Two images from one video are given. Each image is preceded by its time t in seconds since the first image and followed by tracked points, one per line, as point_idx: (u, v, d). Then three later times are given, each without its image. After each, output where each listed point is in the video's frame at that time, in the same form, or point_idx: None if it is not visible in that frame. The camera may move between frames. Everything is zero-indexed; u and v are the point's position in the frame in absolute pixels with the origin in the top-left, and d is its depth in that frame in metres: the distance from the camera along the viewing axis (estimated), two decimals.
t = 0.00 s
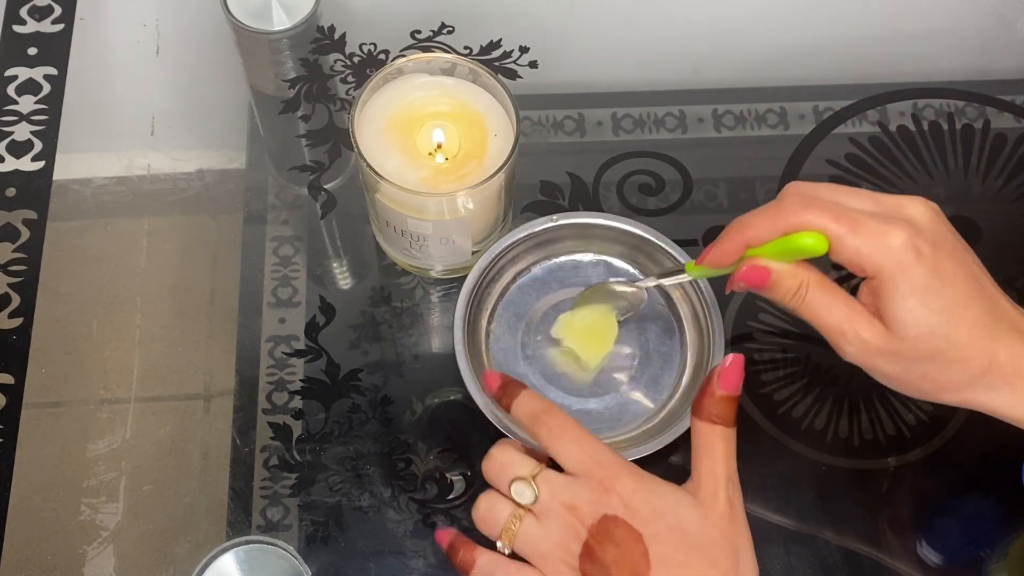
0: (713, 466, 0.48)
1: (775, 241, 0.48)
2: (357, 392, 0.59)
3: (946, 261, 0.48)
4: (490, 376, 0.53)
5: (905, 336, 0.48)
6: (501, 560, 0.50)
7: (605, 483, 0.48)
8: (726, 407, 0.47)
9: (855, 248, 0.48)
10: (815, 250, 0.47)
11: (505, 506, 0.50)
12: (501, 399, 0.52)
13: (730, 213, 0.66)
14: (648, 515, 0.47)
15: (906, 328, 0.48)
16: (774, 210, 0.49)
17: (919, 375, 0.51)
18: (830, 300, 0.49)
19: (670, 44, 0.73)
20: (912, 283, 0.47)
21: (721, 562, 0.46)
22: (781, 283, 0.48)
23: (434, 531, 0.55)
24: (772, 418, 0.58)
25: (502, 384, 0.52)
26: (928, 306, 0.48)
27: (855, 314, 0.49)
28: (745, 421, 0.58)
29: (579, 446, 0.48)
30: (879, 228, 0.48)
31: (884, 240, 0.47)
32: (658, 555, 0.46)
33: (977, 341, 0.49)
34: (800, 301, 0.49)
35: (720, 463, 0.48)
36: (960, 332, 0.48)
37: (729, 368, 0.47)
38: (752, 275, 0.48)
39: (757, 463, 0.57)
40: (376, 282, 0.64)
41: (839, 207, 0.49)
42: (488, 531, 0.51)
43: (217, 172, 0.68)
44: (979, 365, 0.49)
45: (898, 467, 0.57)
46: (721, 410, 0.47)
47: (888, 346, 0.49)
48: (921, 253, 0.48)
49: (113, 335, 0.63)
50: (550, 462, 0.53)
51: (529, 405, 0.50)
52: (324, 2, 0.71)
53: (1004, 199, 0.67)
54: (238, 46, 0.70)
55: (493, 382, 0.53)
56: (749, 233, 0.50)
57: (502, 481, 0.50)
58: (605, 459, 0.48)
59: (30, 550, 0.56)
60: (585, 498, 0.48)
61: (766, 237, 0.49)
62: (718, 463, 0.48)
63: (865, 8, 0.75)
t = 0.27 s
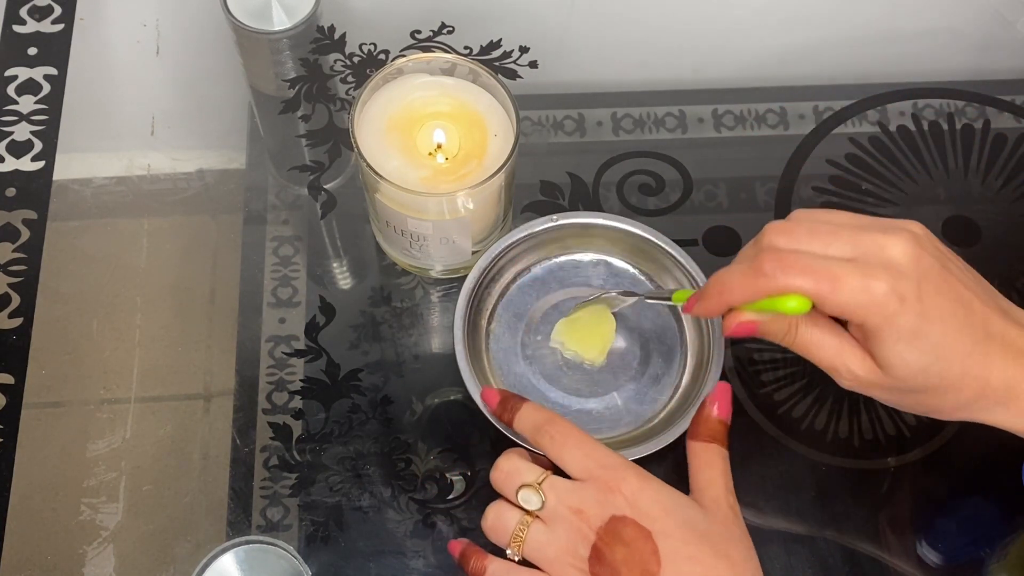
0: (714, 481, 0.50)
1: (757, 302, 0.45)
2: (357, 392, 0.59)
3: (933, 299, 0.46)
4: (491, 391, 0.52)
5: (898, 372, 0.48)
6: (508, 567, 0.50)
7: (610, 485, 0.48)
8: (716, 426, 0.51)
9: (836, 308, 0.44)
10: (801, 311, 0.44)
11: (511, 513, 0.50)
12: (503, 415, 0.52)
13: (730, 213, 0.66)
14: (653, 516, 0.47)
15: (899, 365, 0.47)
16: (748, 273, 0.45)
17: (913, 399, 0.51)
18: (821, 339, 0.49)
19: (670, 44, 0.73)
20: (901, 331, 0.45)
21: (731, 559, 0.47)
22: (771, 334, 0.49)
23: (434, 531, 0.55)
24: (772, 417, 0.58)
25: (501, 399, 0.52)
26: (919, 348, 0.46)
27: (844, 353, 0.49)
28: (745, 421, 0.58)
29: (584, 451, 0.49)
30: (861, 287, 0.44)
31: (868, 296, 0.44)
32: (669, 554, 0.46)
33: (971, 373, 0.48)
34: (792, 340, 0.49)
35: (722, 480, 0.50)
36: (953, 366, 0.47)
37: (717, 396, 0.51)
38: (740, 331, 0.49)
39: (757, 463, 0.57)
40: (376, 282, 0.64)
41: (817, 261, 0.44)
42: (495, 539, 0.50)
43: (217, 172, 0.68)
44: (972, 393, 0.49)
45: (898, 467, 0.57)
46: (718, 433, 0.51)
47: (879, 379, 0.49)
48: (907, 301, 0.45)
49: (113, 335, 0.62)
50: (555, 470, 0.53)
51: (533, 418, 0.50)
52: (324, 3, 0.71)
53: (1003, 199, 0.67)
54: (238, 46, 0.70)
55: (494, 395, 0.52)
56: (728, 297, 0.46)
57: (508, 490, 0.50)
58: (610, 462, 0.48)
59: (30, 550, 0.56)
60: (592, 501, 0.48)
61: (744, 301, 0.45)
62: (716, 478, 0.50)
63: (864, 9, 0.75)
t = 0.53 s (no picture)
0: (712, 481, 0.49)
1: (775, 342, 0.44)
2: (357, 392, 0.59)
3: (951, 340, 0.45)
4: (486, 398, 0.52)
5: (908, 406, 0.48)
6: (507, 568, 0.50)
7: (608, 484, 0.48)
8: (702, 431, 0.51)
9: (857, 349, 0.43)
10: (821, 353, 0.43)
11: (510, 514, 0.50)
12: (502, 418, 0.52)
13: (730, 213, 0.66)
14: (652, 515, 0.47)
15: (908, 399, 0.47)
16: (768, 312, 0.43)
17: (922, 427, 0.51)
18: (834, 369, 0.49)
19: (670, 44, 0.73)
20: (917, 370, 0.45)
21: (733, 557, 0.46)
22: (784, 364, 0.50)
23: (434, 531, 0.55)
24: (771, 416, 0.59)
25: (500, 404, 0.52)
26: (931, 385, 0.46)
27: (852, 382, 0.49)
28: (745, 421, 0.58)
29: (582, 453, 0.49)
30: (883, 329, 0.43)
31: (891, 339, 0.43)
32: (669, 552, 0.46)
33: (981, 407, 0.48)
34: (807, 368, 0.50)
35: (717, 480, 0.50)
36: (964, 401, 0.47)
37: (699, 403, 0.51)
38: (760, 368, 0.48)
39: (756, 464, 0.57)
40: (376, 282, 0.64)
41: (839, 302, 0.43)
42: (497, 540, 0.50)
43: (217, 172, 0.68)
44: (980, 425, 0.49)
45: (898, 467, 0.57)
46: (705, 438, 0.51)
47: (889, 410, 0.49)
48: (927, 344, 0.44)
49: (113, 335, 0.63)
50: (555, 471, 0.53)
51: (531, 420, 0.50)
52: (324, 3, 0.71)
53: (1003, 199, 0.67)
54: (239, 46, 0.70)
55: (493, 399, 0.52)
56: (746, 335, 0.44)
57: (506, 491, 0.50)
58: (609, 462, 0.48)
59: (30, 550, 0.56)
60: (592, 501, 0.48)
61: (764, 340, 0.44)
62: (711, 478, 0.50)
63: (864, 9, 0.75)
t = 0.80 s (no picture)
0: (720, 480, 0.49)
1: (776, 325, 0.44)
2: (357, 392, 0.59)
3: (953, 333, 0.45)
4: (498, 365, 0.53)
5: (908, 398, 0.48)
6: (515, 563, 0.48)
7: (618, 480, 0.48)
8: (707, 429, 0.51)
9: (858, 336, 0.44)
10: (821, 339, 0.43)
11: (519, 503, 0.49)
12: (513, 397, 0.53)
13: (730, 213, 0.66)
14: (661, 514, 0.47)
15: (909, 391, 0.47)
16: (771, 297, 0.44)
17: (922, 423, 0.51)
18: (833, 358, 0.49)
19: (670, 44, 0.73)
20: (918, 361, 0.45)
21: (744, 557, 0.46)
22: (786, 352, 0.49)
23: (434, 531, 0.55)
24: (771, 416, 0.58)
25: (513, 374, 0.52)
26: (932, 377, 0.46)
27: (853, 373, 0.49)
28: (745, 420, 0.58)
29: (596, 446, 0.49)
30: (885, 317, 0.43)
31: (892, 327, 0.43)
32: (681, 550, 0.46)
33: (981, 401, 0.48)
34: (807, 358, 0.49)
35: (726, 480, 0.49)
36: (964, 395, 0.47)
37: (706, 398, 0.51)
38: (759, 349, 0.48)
39: (756, 463, 0.57)
40: (376, 282, 0.64)
41: (841, 287, 0.43)
42: (505, 534, 0.49)
43: (217, 172, 0.68)
44: (981, 420, 0.49)
45: (898, 467, 0.57)
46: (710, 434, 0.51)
47: (889, 403, 0.49)
48: (928, 333, 0.44)
49: (113, 335, 0.63)
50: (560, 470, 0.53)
51: (543, 407, 0.50)
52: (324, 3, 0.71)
53: (1003, 199, 0.67)
54: (238, 46, 0.70)
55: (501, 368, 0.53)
56: (749, 319, 0.45)
57: (514, 477, 0.50)
58: (622, 458, 0.48)
59: (30, 550, 0.56)
60: (604, 497, 0.48)
61: (765, 323, 0.44)
62: (717, 478, 0.49)
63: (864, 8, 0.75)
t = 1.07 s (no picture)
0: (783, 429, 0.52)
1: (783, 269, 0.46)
2: (357, 392, 0.59)
3: (957, 294, 0.47)
4: (597, 300, 0.54)
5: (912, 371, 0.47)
6: (589, 483, 0.49)
7: (694, 426, 0.50)
8: (815, 378, 0.52)
9: (861, 284, 0.45)
10: (822, 283, 0.44)
11: (595, 433, 0.50)
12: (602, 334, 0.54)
13: (729, 213, 0.66)
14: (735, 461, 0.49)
15: (911, 363, 0.47)
16: (779, 240, 0.46)
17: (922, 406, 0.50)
18: (829, 331, 0.47)
19: (669, 44, 0.73)
20: (921, 321, 0.46)
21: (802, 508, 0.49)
22: (781, 313, 0.48)
23: (434, 531, 0.55)
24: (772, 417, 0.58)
25: (613, 308, 0.54)
26: (936, 342, 0.46)
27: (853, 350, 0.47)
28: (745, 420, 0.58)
29: (673, 389, 0.51)
30: (891, 266, 0.45)
31: (896, 276, 0.45)
32: (744, 492, 0.48)
33: (983, 374, 0.48)
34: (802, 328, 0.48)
35: (801, 431, 0.51)
36: (967, 366, 0.47)
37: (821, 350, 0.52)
38: (753, 297, 0.47)
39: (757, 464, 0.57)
40: (376, 282, 0.64)
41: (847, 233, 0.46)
42: (576, 458, 0.50)
43: (217, 172, 0.68)
44: (982, 396, 0.49)
45: (899, 467, 0.57)
46: (812, 386, 0.52)
47: (892, 381, 0.48)
48: (933, 287, 0.45)
49: (113, 335, 0.63)
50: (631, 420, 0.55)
51: (633, 352, 0.53)
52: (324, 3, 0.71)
53: (1003, 199, 0.67)
54: (238, 46, 0.70)
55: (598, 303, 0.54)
56: (754, 260, 0.46)
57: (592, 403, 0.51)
58: (694, 405, 0.51)
59: (30, 550, 0.56)
60: (673, 435, 0.50)
61: (770, 265, 0.46)
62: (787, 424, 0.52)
63: (865, 8, 0.75)
